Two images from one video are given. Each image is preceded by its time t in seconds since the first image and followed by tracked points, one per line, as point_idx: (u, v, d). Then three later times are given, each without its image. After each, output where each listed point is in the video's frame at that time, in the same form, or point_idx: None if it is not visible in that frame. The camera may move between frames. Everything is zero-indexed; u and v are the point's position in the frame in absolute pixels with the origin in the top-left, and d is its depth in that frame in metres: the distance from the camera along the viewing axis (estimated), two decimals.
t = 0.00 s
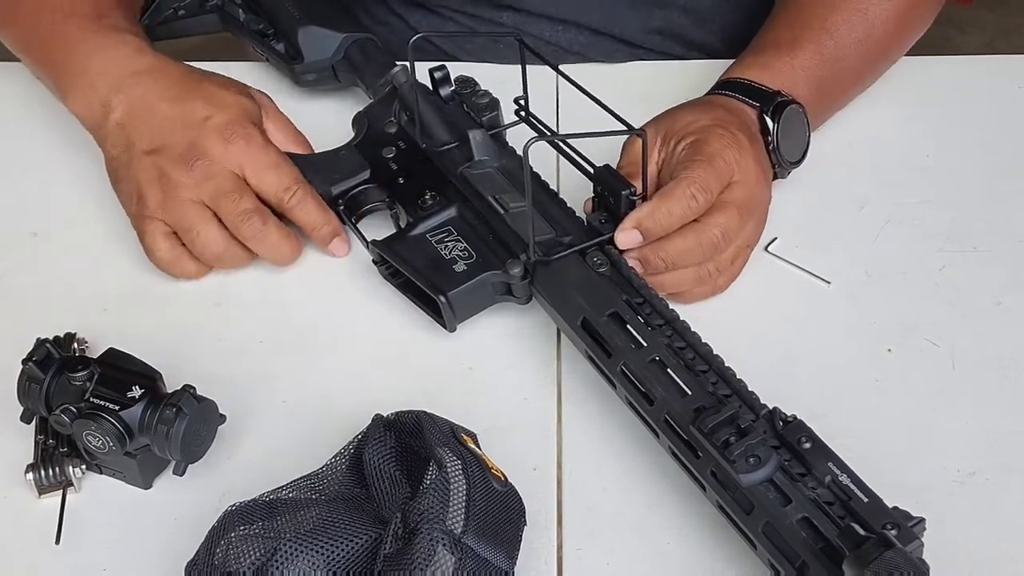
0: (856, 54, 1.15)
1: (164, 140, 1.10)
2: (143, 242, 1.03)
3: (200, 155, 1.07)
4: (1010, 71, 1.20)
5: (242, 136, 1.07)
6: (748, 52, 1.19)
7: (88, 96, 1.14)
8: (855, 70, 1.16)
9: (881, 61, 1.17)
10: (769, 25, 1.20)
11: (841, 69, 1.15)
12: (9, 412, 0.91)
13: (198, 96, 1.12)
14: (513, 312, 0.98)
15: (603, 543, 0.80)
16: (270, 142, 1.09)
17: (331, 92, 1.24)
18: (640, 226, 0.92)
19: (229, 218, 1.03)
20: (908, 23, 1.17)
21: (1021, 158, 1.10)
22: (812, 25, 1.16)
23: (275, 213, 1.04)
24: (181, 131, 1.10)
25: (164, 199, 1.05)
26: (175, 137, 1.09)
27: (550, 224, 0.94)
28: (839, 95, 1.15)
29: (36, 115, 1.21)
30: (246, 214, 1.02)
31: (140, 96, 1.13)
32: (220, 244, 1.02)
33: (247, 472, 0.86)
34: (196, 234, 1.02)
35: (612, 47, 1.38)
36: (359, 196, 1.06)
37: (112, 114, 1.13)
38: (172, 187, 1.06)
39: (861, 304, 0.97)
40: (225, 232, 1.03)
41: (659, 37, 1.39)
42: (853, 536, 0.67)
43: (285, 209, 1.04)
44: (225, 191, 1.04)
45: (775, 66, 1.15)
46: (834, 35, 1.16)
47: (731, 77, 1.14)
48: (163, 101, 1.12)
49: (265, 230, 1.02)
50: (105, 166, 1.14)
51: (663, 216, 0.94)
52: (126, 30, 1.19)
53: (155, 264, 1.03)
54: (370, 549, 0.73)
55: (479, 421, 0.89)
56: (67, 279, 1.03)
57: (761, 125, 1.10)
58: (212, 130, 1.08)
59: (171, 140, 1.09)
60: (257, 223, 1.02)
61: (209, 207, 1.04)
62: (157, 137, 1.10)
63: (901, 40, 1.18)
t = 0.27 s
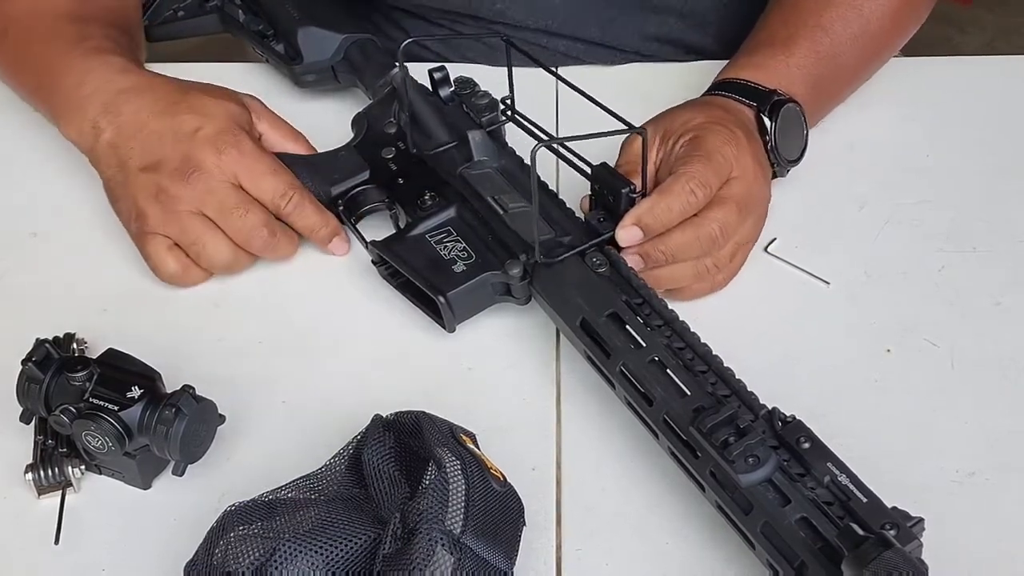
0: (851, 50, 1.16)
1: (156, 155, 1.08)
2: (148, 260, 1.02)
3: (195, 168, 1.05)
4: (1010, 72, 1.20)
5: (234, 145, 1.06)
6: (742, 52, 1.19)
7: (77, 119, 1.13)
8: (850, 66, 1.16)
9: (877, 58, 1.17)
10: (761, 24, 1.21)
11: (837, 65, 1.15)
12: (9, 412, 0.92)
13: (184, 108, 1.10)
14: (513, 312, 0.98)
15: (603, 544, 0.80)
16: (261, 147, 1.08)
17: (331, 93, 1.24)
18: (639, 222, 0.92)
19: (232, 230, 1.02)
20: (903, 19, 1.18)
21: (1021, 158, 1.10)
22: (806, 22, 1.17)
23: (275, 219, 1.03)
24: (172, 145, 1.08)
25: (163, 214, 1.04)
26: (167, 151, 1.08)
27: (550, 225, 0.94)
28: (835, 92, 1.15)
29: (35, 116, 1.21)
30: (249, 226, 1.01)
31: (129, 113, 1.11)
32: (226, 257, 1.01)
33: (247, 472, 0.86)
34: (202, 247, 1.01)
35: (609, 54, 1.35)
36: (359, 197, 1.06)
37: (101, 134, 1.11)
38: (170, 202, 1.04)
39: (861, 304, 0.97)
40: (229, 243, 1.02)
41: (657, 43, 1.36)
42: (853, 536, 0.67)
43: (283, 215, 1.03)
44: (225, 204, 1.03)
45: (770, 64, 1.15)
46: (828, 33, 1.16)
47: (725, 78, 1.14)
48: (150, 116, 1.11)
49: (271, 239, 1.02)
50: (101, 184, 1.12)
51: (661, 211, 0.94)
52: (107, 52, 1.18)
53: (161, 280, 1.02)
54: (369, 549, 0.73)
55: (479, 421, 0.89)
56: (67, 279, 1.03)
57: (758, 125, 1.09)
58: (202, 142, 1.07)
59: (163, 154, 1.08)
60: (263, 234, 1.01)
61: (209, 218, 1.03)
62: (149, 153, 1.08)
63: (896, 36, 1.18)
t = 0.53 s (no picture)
0: (851, 45, 1.15)
1: (152, 152, 1.08)
2: (145, 257, 1.02)
3: (191, 165, 1.05)
4: (1010, 72, 1.20)
5: (230, 142, 1.05)
6: (743, 49, 1.19)
7: (74, 118, 1.13)
8: (850, 62, 1.16)
9: (877, 52, 1.17)
10: (761, 20, 1.21)
11: (837, 60, 1.15)
12: (9, 412, 0.92)
13: (180, 105, 1.10)
14: (514, 312, 0.98)
15: (603, 544, 0.80)
16: (258, 143, 1.08)
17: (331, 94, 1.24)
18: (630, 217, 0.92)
19: (229, 227, 1.02)
20: (905, 10, 1.17)
21: (1021, 158, 1.11)
22: (805, 18, 1.16)
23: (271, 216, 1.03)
24: (168, 141, 1.08)
25: (160, 211, 1.04)
26: (162, 148, 1.08)
27: (549, 224, 0.94)
28: (835, 88, 1.16)
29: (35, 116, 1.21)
30: (245, 223, 1.01)
31: (125, 111, 1.11)
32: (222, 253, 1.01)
33: (247, 472, 0.86)
34: (198, 243, 1.01)
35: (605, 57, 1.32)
36: (360, 197, 1.06)
37: (98, 133, 1.11)
38: (167, 199, 1.04)
39: (861, 304, 0.97)
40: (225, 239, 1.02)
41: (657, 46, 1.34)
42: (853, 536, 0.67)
43: (279, 212, 1.03)
44: (222, 201, 1.03)
45: (770, 62, 1.15)
46: (828, 29, 1.16)
47: (727, 75, 1.15)
48: (146, 113, 1.10)
49: (267, 235, 1.02)
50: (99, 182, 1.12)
51: (653, 207, 0.95)
52: (104, 51, 1.17)
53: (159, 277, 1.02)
54: (370, 549, 0.73)
55: (479, 421, 0.89)
56: (67, 279, 1.03)
57: (758, 123, 1.09)
58: (199, 138, 1.06)
59: (159, 151, 1.07)
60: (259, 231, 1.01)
61: (206, 215, 1.03)
62: (146, 150, 1.08)
63: (898, 27, 1.18)
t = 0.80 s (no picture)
0: (848, 45, 1.16)
1: (150, 150, 1.08)
2: (144, 255, 1.02)
3: (190, 163, 1.05)
4: (1010, 72, 1.20)
5: (229, 140, 1.05)
6: (741, 49, 1.19)
7: (73, 117, 1.13)
8: (848, 62, 1.16)
9: (875, 52, 1.17)
10: (759, 20, 1.21)
11: (834, 61, 1.15)
12: (9, 412, 0.92)
13: (179, 104, 1.10)
14: (513, 312, 0.98)
15: (603, 544, 0.80)
16: (256, 142, 1.08)
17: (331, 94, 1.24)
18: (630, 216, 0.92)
19: (228, 226, 1.02)
20: (902, 11, 1.17)
21: (1021, 158, 1.11)
22: (803, 18, 1.16)
23: (270, 214, 1.03)
24: (167, 140, 1.08)
25: (159, 210, 1.04)
26: (161, 147, 1.08)
27: (549, 224, 0.94)
28: (833, 89, 1.16)
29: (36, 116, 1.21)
30: (243, 221, 1.01)
31: (123, 110, 1.11)
32: (221, 252, 1.01)
33: (247, 472, 0.86)
34: (197, 242, 1.01)
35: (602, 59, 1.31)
36: (359, 197, 1.06)
37: (97, 131, 1.11)
38: (166, 197, 1.04)
39: (861, 304, 0.97)
40: (224, 238, 1.02)
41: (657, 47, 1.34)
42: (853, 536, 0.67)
43: (278, 210, 1.03)
44: (220, 200, 1.03)
45: (768, 62, 1.15)
46: (826, 29, 1.16)
47: (725, 75, 1.15)
48: (145, 112, 1.10)
49: (266, 234, 1.02)
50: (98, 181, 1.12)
51: (654, 206, 0.95)
52: (102, 51, 1.18)
53: (158, 276, 1.02)
54: (369, 549, 0.73)
55: (479, 421, 0.89)
56: (67, 279, 1.03)
57: (757, 123, 1.09)
58: (197, 137, 1.06)
59: (157, 150, 1.07)
60: (258, 229, 1.01)
61: (205, 213, 1.03)
62: (144, 149, 1.08)
63: (894, 28, 1.18)
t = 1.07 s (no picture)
0: (846, 45, 1.16)
1: (149, 150, 1.08)
2: (143, 255, 1.02)
3: (189, 163, 1.05)
4: (1011, 72, 1.20)
5: (227, 140, 1.05)
6: (740, 51, 1.19)
7: (72, 118, 1.13)
8: (846, 62, 1.16)
9: (874, 51, 1.18)
10: (758, 22, 1.21)
11: (833, 61, 1.15)
12: (9, 412, 0.92)
13: (177, 104, 1.09)
14: (513, 312, 0.98)
15: (603, 543, 0.80)
16: (255, 142, 1.07)
17: (331, 94, 1.24)
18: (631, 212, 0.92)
19: (228, 226, 1.02)
20: (899, 13, 1.17)
21: (1021, 158, 1.10)
22: (802, 18, 1.16)
23: (269, 214, 1.03)
24: (166, 140, 1.07)
25: (159, 211, 1.04)
26: (160, 147, 1.07)
27: (549, 225, 0.95)
28: (832, 89, 1.16)
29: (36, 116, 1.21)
30: (243, 221, 1.01)
31: (122, 110, 1.11)
32: (221, 252, 1.01)
33: (247, 472, 0.86)
34: (195, 242, 1.01)
35: (602, 58, 1.32)
36: (359, 197, 1.06)
37: (96, 132, 1.11)
38: (166, 198, 1.04)
39: (861, 305, 0.97)
40: (224, 238, 1.02)
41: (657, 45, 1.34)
42: (853, 536, 0.67)
43: (277, 210, 1.03)
44: (220, 200, 1.03)
45: (767, 61, 1.15)
46: (826, 28, 1.16)
47: (725, 75, 1.15)
48: (144, 112, 1.10)
49: (264, 234, 1.02)
50: (97, 182, 1.12)
51: (654, 203, 0.94)
52: (101, 51, 1.17)
53: (158, 277, 1.02)
54: (370, 549, 0.73)
55: (479, 421, 0.89)
56: (67, 279, 1.03)
57: (757, 122, 1.09)
58: (196, 137, 1.06)
59: (156, 150, 1.07)
60: (258, 229, 1.01)
61: (205, 214, 1.03)
62: (143, 149, 1.08)
63: (891, 30, 1.18)
